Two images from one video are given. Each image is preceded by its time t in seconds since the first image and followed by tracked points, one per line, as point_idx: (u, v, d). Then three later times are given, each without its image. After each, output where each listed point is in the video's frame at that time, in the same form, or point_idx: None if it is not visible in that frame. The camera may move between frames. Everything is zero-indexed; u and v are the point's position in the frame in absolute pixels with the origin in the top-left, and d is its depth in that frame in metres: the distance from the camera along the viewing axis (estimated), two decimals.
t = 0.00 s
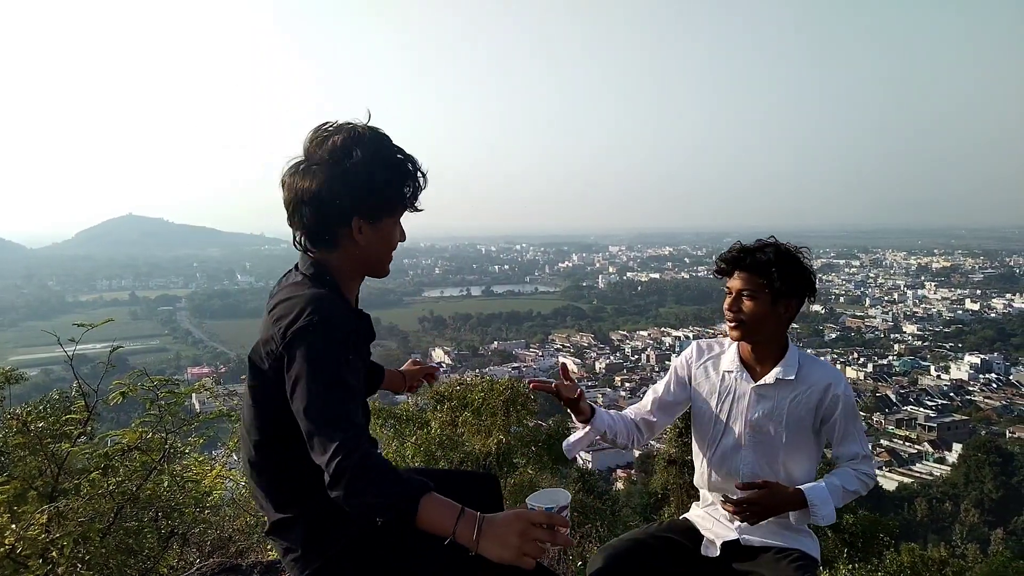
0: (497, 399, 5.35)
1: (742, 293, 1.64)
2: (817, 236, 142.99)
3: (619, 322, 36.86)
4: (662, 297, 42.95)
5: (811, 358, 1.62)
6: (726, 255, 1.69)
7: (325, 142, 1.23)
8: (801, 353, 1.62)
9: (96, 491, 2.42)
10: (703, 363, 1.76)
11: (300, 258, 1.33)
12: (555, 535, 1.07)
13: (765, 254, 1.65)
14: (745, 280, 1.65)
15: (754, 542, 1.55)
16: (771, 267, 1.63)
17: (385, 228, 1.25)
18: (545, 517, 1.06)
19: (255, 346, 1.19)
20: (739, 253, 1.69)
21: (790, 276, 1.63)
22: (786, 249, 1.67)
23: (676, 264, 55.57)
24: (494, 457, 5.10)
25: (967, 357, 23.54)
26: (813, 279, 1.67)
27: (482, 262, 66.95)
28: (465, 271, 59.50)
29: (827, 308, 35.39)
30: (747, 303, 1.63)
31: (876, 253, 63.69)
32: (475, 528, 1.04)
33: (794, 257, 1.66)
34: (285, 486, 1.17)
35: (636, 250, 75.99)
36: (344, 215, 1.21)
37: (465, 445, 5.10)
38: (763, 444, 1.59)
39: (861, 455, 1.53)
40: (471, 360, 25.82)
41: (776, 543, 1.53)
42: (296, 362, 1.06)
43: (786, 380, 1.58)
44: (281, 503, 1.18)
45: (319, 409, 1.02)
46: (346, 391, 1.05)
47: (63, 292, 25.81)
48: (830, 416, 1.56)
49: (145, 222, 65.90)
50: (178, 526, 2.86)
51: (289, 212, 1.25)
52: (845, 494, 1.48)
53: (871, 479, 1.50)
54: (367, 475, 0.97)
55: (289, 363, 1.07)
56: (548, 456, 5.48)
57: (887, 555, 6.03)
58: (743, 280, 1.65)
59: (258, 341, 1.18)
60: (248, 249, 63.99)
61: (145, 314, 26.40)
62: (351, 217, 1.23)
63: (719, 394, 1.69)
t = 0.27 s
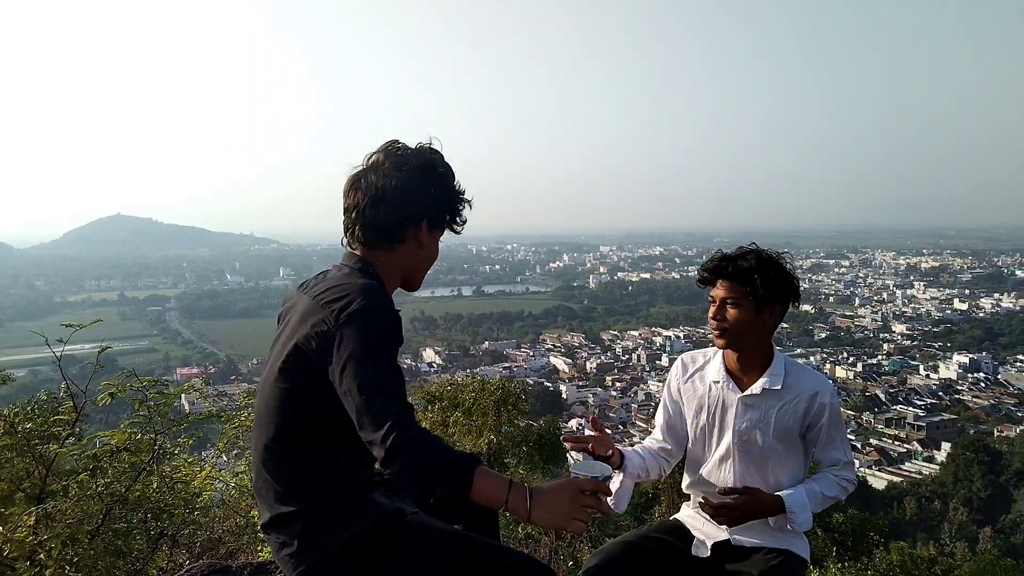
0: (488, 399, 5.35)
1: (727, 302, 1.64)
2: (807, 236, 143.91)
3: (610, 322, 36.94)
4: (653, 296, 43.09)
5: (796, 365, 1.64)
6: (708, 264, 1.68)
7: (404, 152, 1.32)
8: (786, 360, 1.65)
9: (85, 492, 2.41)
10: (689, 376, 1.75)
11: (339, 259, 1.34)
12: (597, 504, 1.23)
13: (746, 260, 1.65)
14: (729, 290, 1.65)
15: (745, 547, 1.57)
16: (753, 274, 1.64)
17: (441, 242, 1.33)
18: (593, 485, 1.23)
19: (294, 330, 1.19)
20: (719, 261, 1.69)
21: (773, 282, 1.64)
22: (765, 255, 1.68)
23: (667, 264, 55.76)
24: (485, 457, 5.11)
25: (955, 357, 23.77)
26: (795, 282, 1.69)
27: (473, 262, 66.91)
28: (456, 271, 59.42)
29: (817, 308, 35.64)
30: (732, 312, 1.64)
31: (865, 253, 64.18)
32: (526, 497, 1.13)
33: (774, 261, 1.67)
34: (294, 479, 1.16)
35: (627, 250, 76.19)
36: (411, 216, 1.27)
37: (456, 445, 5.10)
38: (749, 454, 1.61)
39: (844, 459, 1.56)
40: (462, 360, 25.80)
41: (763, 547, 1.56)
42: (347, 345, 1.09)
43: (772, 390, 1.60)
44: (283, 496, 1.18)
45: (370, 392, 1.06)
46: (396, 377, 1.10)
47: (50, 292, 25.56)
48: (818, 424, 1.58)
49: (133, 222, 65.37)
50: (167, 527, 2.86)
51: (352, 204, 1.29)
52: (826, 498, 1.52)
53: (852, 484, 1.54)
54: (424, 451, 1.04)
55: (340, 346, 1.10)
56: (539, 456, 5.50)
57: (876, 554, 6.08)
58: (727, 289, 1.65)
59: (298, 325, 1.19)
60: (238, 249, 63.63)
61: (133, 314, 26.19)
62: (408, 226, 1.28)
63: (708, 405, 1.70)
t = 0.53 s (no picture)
0: (482, 399, 5.36)
1: (703, 306, 1.63)
2: (799, 236, 144.55)
3: (604, 322, 37.01)
4: (647, 296, 43.21)
5: (781, 354, 1.65)
6: (677, 271, 1.66)
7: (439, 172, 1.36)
8: (771, 349, 1.65)
9: (77, 494, 2.41)
10: (681, 376, 1.77)
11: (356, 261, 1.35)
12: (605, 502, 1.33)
13: (714, 262, 1.63)
14: (704, 294, 1.62)
15: (746, 540, 1.57)
16: (723, 275, 1.62)
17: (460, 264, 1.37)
18: (600, 483, 1.33)
19: (318, 329, 1.19)
20: (688, 265, 1.67)
21: (744, 279, 1.62)
22: (732, 251, 1.66)
23: (661, 264, 55.92)
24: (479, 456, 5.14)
25: (947, 356, 23.92)
26: (764, 273, 1.67)
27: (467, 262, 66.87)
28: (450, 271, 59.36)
29: (810, 308, 35.83)
30: (711, 315, 1.63)
31: (858, 253, 64.52)
32: (543, 498, 1.24)
33: (741, 258, 1.65)
34: (303, 478, 1.16)
35: (620, 250, 76.32)
36: (440, 232, 1.30)
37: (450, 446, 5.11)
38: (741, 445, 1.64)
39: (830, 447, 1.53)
40: (456, 360, 25.78)
41: (766, 542, 1.56)
42: (380, 355, 1.13)
43: (759, 380, 1.62)
44: (285, 495, 1.17)
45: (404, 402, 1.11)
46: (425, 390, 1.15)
47: (41, 292, 25.41)
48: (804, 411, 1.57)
49: (124, 221, 65.00)
50: (160, 528, 2.85)
51: (381, 209, 1.31)
52: (816, 482, 1.47)
53: (839, 477, 1.50)
54: (451, 461, 1.11)
55: (375, 354, 1.13)
56: (534, 456, 5.54)
57: (868, 553, 6.13)
58: (702, 295, 1.62)
59: (321, 325, 1.19)
60: (230, 249, 63.33)
61: (125, 314, 26.03)
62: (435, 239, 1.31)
63: (699, 402, 1.72)
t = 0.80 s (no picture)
0: (476, 399, 5.36)
1: (671, 302, 1.66)
2: (792, 236, 145.18)
3: (598, 322, 37.06)
4: (641, 297, 43.30)
5: (763, 347, 1.63)
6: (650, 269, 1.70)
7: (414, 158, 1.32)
8: (753, 343, 1.65)
9: (70, 494, 2.39)
10: (667, 369, 1.80)
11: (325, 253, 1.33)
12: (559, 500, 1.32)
13: (683, 261, 1.66)
14: (673, 290, 1.66)
15: (727, 542, 1.59)
16: (694, 272, 1.65)
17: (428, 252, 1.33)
18: (555, 483, 1.32)
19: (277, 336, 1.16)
20: (662, 264, 1.70)
21: (713, 276, 1.64)
22: (705, 249, 1.68)
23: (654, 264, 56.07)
24: (473, 457, 5.11)
25: (939, 356, 24.08)
26: (739, 269, 1.68)
27: (461, 262, 66.84)
28: (444, 271, 59.32)
29: (803, 308, 36.00)
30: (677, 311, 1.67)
31: (851, 253, 64.85)
32: (497, 499, 1.24)
33: (715, 254, 1.67)
34: (283, 485, 1.16)
35: (614, 250, 76.46)
36: (407, 222, 1.27)
37: (443, 447, 5.09)
38: (719, 438, 1.63)
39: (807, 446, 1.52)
40: (451, 360, 25.77)
41: (748, 540, 1.57)
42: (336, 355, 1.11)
43: (737, 373, 1.61)
44: (273, 503, 1.18)
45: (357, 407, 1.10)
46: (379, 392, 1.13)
47: (32, 292, 25.24)
48: (782, 409, 1.55)
49: (116, 221, 64.64)
50: (153, 529, 2.84)
51: (350, 197, 1.29)
52: (784, 496, 1.48)
53: (817, 482, 1.49)
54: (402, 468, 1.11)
55: (328, 354, 1.11)
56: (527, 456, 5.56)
57: (861, 553, 6.15)
58: (670, 289, 1.67)
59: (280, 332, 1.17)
60: (223, 249, 63.08)
61: (117, 314, 25.88)
62: (403, 228, 1.27)
63: (682, 396, 1.73)
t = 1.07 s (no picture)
0: (467, 399, 5.37)
1: (644, 307, 1.67)
2: (781, 236, 146.09)
3: (589, 322, 37.12)
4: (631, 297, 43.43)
5: (732, 342, 1.67)
6: (619, 277, 1.70)
7: (339, 148, 1.28)
8: (724, 338, 1.68)
9: (57, 496, 2.37)
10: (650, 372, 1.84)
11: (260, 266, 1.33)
12: (497, 496, 1.30)
13: (649, 267, 1.66)
14: (645, 296, 1.67)
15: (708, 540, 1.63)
16: (663, 275, 1.64)
17: (349, 253, 1.25)
18: (491, 482, 1.30)
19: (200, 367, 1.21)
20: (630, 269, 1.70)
21: (683, 277, 1.64)
22: (672, 251, 1.69)
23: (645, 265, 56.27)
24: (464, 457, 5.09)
25: (927, 356, 24.32)
26: (705, 267, 1.69)
27: (452, 262, 66.76)
28: (435, 271, 59.22)
29: (793, 308, 36.25)
30: (652, 316, 1.68)
31: (840, 254, 65.35)
32: (425, 499, 1.22)
33: (680, 255, 1.67)
34: (242, 505, 1.19)
35: (605, 250, 76.65)
36: (324, 221, 1.21)
37: (433, 447, 5.07)
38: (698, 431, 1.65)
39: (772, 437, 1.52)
40: (441, 361, 25.72)
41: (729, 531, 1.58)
42: (238, 380, 1.11)
43: (711, 368, 1.64)
44: (243, 516, 1.20)
45: (259, 426, 1.09)
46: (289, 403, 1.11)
47: (19, 292, 24.96)
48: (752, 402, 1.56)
49: (103, 220, 64.03)
50: (141, 530, 2.84)
51: (269, 206, 1.26)
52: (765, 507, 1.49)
53: (774, 493, 1.48)
54: (310, 484, 1.09)
55: (231, 379, 1.11)
56: (517, 456, 5.59)
57: (851, 552, 6.19)
58: (641, 297, 1.67)
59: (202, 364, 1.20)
60: (212, 249, 62.65)
61: (105, 315, 25.64)
62: (323, 227, 1.22)
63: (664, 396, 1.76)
